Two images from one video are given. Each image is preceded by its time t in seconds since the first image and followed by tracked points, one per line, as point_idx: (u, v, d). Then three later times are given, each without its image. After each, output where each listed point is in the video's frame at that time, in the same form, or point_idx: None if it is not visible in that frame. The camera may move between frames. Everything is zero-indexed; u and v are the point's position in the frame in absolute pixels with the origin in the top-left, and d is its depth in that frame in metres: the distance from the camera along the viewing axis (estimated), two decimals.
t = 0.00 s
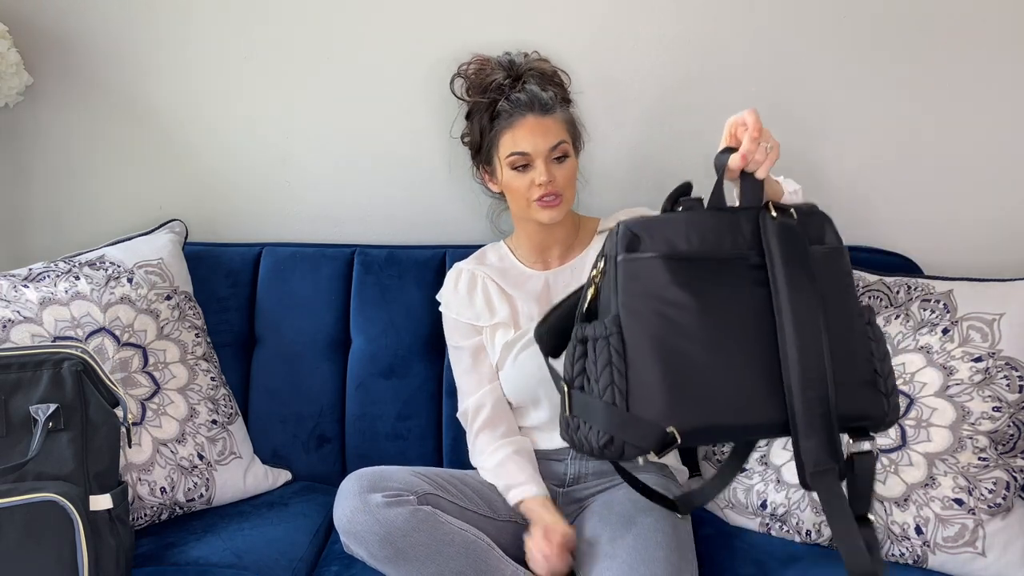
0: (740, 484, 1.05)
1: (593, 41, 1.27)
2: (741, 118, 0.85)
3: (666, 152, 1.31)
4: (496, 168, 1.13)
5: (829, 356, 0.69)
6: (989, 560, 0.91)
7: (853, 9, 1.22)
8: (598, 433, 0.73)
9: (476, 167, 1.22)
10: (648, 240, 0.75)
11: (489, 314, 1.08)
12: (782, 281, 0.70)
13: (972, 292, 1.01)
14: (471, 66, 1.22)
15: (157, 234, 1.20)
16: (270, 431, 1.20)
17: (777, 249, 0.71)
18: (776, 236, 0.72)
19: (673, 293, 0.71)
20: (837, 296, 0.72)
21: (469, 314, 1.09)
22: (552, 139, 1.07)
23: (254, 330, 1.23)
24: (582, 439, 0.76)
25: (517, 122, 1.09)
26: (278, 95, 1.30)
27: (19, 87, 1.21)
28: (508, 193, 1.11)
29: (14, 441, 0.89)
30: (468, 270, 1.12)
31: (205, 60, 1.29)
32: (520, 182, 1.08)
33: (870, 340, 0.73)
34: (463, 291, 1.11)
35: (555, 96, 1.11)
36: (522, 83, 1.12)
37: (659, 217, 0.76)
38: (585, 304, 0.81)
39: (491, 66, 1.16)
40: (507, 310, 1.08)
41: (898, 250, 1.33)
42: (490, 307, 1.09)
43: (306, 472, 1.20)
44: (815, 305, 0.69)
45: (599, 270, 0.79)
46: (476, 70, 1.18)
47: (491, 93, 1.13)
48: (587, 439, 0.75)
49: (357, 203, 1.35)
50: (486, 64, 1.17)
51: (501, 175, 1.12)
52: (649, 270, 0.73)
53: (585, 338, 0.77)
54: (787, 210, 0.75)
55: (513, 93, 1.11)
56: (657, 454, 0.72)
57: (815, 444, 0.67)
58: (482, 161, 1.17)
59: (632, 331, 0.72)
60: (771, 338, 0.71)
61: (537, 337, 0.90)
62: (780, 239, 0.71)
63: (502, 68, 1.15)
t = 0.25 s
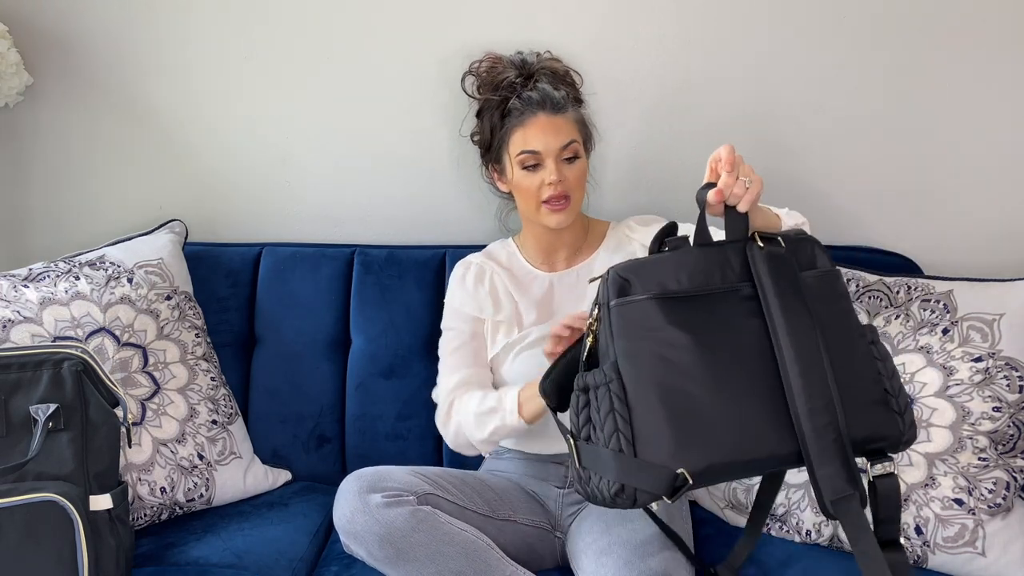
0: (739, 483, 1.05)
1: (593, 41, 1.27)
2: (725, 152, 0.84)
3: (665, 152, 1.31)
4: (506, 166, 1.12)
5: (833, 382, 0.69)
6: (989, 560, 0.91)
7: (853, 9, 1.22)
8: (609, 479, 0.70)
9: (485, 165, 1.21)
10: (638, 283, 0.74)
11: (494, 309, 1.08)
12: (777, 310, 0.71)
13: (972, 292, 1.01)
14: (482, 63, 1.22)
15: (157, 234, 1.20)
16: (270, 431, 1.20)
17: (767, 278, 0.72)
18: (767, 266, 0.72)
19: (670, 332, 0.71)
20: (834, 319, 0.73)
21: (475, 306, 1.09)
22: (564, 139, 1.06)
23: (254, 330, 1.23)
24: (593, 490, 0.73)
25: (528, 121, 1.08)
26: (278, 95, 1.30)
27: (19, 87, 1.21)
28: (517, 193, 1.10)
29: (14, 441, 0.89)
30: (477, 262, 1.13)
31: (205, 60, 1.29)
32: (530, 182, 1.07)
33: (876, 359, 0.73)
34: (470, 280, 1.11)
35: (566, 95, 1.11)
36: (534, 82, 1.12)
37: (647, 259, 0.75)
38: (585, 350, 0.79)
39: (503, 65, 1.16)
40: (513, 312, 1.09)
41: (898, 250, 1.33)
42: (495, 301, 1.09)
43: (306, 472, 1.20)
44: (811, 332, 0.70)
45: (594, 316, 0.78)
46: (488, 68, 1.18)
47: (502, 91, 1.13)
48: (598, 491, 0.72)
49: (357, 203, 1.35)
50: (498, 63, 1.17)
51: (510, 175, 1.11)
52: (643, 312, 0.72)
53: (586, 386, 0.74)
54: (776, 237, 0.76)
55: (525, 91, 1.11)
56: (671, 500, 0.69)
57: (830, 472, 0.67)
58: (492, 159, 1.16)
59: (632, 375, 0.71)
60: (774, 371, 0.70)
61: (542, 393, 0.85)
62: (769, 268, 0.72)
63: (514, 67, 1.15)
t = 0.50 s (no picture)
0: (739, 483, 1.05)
1: (593, 41, 1.27)
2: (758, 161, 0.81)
3: (665, 152, 1.31)
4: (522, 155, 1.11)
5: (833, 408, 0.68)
6: (989, 560, 0.91)
7: (853, 9, 1.22)
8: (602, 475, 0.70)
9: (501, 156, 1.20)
10: (656, 280, 0.72)
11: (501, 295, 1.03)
12: (791, 329, 0.69)
13: (972, 292, 1.01)
14: (507, 55, 1.22)
15: (157, 234, 1.20)
16: (270, 431, 1.20)
17: (786, 297, 0.70)
18: (787, 283, 0.71)
19: (681, 336, 0.69)
20: (846, 346, 0.71)
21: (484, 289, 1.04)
22: (583, 131, 1.05)
23: (254, 330, 1.23)
24: (581, 480, 0.73)
25: (548, 109, 1.07)
26: (278, 95, 1.30)
27: (19, 87, 1.21)
28: (531, 184, 1.09)
29: (14, 441, 0.89)
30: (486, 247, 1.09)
31: (205, 60, 1.29)
32: (545, 171, 1.05)
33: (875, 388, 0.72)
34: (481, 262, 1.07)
35: (589, 89, 1.10)
36: (557, 73, 1.11)
37: (668, 257, 0.73)
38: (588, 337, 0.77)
39: (526, 58, 1.16)
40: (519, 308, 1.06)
41: (898, 250, 1.33)
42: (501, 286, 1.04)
43: (306, 472, 1.20)
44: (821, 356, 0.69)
45: (605, 306, 0.76)
46: (511, 59, 1.18)
47: (524, 80, 1.13)
48: (587, 481, 0.72)
49: (357, 203, 1.35)
50: (523, 54, 1.17)
51: (526, 164, 1.10)
52: (657, 312, 0.71)
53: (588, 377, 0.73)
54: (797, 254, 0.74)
55: (547, 81, 1.11)
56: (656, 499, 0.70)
57: (818, 495, 0.66)
58: (510, 148, 1.15)
59: (638, 374, 0.69)
60: (779, 387, 0.69)
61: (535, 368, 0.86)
62: (789, 286, 0.70)
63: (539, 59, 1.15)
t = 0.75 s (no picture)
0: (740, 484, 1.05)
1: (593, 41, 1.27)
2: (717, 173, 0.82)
3: (666, 152, 1.31)
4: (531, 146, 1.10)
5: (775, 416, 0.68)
6: (989, 560, 0.91)
7: (853, 8, 1.22)
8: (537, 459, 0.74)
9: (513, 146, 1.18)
10: (616, 283, 0.74)
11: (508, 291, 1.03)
12: (733, 341, 0.69)
13: (972, 292, 1.01)
14: (530, 44, 1.21)
15: (157, 234, 1.20)
16: (270, 431, 1.20)
17: (734, 305, 0.69)
18: (737, 295, 0.70)
19: (623, 337, 0.72)
20: (804, 360, 0.69)
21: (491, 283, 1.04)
22: (595, 126, 1.03)
23: (254, 330, 1.23)
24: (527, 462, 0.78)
25: (561, 101, 1.05)
26: (278, 95, 1.30)
27: (19, 87, 1.21)
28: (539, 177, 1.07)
29: (14, 441, 0.89)
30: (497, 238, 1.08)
31: (205, 60, 1.29)
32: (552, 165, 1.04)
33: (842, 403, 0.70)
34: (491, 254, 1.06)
35: (606, 85, 1.08)
36: (575, 66, 1.09)
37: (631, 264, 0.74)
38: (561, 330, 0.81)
39: (548, 49, 1.14)
40: (527, 301, 1.03)
41: (898, 250, 1.33)
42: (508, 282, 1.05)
43: (306, 472, 1.20)
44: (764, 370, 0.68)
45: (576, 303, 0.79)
46: (533, 48, 1.16)
47: (542, 71, 1.10)
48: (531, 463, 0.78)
49: (358, 203, 1.35)
50: (546, 45, 1.15)
51: (535, 156, 1.08)
52: (609, 314, 0.73)
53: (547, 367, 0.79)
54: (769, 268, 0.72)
55: (565, 73, 1.08)
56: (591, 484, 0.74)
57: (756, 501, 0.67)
58: (521, 138, 1.13)
59: (580, 368, 0.73)
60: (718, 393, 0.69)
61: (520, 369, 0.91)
62: (739, 295, 0.70)
63: (561, 51, 1.12)
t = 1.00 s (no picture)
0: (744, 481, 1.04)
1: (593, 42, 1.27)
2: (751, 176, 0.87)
3: (666, 152, 1.31)
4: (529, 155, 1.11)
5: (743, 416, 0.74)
6: (989, 560, 0.91)
7: (853, 8, 1.22)
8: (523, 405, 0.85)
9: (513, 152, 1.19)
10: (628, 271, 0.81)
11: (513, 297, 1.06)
12: (722, 343, 0.74)
13: (972, 292, 1.01)
14: (526, 52, 1.22)
15: (157, 234, 1.20)
16: (270, 431, 1.20)
17: (729, 313, 0.75)
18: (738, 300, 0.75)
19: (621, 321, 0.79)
20: (789, 377, 0.74)
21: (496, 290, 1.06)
22: (590, 128, 1.04)
23: (254, 330, 1.23)
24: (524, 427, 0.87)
25: (556, 106, 1.06)
26: (278, 94, 1.30)
27: (19, 87, 1.21)
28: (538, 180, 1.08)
29: (14, 441, 0.89)
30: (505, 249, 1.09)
31: (205, 60, 1.29)
32: (549, 169, 1.05)
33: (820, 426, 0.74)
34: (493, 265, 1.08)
35: (602, 87, 1.07)
36: (570, 70, 1.09)
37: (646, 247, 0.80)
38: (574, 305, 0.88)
39: (544, 54, 1.14)
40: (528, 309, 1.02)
41: (898, 250, 1.33)
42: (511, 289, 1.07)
43: (306, 472, 1.20)
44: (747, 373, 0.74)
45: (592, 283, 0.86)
46: (529, 56, 1.17)
47: (537, 77, 1.11)
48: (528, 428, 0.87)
49: (358, 203, 1.35)
50: (542, 51, 1.15)
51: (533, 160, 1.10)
52: (616, 299, 0.80)
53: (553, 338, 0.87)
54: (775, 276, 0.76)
55: (559, 78, 1.09)
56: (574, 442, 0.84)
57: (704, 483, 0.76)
58: (519, 144, 1.15)
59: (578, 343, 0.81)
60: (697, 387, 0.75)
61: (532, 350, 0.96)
62: (737, 303, 0.75)
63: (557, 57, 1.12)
